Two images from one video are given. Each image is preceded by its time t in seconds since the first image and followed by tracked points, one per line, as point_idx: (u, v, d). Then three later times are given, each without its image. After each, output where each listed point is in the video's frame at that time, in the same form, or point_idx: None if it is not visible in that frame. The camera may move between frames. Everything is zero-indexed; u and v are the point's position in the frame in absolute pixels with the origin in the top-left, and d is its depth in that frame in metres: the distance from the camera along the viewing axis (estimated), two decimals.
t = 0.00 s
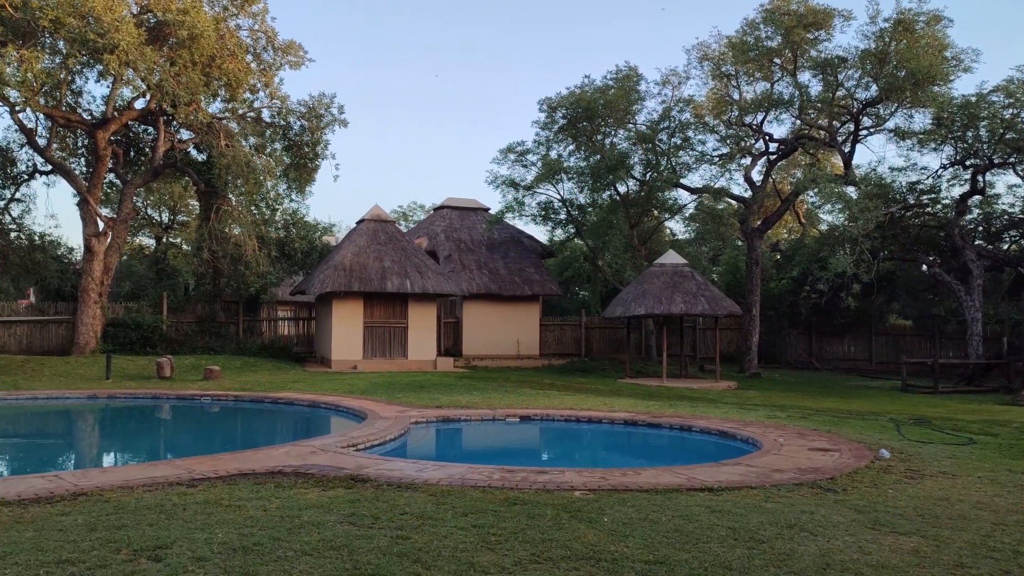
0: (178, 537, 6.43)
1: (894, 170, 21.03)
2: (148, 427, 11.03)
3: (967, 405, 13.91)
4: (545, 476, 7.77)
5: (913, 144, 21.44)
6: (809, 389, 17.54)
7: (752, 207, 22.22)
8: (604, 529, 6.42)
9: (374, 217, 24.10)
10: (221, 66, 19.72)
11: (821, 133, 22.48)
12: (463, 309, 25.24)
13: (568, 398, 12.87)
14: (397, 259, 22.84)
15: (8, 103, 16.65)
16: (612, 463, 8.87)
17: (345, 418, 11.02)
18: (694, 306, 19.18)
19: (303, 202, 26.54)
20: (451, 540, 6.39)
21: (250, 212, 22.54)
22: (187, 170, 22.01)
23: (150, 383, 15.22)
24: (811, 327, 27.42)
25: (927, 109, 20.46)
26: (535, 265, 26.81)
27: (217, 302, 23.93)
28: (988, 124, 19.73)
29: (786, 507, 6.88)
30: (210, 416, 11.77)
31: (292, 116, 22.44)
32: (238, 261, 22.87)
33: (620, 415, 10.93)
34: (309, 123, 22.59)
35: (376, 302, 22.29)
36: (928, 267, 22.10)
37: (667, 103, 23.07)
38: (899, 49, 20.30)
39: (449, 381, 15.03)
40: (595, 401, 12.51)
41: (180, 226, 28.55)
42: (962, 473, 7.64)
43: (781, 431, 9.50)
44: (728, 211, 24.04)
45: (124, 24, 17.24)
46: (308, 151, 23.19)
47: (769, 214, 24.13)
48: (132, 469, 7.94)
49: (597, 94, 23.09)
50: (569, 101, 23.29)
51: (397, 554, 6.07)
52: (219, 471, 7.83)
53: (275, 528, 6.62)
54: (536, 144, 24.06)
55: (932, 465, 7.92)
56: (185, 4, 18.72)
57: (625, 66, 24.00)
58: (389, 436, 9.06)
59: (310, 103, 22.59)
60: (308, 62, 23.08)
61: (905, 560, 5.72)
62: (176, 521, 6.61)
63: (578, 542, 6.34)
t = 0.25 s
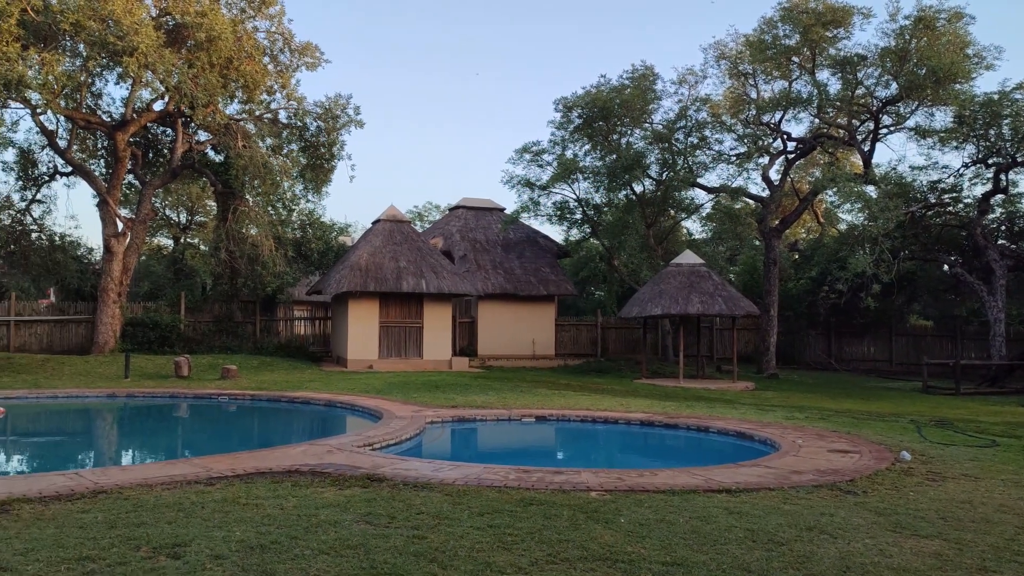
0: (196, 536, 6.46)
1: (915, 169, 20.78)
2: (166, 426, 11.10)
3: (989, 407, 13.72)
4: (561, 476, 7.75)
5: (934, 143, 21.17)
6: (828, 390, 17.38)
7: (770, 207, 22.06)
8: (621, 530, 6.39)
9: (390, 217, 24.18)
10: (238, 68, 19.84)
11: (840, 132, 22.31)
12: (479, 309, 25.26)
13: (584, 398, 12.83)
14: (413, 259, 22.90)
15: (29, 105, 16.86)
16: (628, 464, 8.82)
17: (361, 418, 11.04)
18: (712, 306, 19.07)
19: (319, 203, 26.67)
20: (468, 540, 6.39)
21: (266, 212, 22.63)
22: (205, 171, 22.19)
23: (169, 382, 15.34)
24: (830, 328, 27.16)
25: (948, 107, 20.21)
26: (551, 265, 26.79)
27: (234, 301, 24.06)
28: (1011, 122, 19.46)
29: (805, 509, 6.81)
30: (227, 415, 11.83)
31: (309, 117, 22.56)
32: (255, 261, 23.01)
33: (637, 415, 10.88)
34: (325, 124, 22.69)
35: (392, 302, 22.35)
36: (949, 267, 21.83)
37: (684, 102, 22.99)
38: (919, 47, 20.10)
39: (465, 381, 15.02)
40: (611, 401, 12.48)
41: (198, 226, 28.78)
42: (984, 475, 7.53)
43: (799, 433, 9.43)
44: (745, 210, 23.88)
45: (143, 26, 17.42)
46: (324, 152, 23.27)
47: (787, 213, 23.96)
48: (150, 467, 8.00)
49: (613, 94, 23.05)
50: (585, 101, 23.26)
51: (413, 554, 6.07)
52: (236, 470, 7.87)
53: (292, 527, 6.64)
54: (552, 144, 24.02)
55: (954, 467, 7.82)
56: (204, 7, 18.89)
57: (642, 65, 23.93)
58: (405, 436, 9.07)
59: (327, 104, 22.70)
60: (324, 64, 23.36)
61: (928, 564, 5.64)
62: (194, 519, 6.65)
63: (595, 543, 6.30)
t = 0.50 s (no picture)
0: (216, 534, 6.49)
1: (937, 168, 20.55)
2: (186, 425, 11.18)
3: (1013, 408, 13.55)
4: (579, 476, 7.73)
5: (956, 141, 20.90)
6: (847, 391, 17.24)
7: (790, 206, 21.91)
8: (640, 530, 6.36)
9: (408, 217, 24.22)
10: (257, 69, 19.93)
11: (861, 130, 22.14)
12: (495, 309, 25.27)
13: (602, 398, 12.80)
14: (430, 260, 22.94)
15: (51, 107, 17.04)
16: (647, 464, 8.79)
17: (379, 417, 11.07)
18: (731, 306, 18.97)
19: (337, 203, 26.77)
20: (487, 539, 6.38)
21: (285, 212, 22.74)
22: (223, 171, 22.34)
23: (188, 382, 15.46)
24: (851, 327, 26.82)
25: (971, 105, 19.96)
26: (569, 264, 26.78)
27: (254, 301, 24.29)
28: None
29: (826, 510, 6.75)
30: (245, 415, 11.90)
31: (327, 117, 22.64)
32: (273, 262, 23.14)
33: (655, 415, 10.84)
34: (343, 125, 22.75)
35: (409, 302, 22.38)
36: (972, 266, 21.57)
37: (702, 101, 22.90)
38: (942, 44, 19.96)
39: (482, 381, 15.02)
40: (629, 401, 12.45)
41: (217, 227, 28.97)
42: (1010, 477, 7.43)
43: (820, 434, 9.35)
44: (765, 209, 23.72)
45: (163, 28, 17.55)
46: (342, 152, 23.34)
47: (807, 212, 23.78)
48: (171, 466, 8.06)
49: (631, 93, 23.01)
50: (602, 100, 23.22)
51: (432, 553, 6.07)
52: (256, 469, 7.91)
53: (311, 526, 6.66)
54: (569, 143, 23.99)
55: (978, 469, 7.72)
56: (223, 9, 19.02)
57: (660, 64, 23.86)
58: (423, 435, 9.09)
59: (345, 105, 22.76)
60: (342, 64, 23.30)
61: (952, 566, 5.58)
62: (215, 518, 6.68)
63: (614, 543, 6.28)
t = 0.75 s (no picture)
0: (234, 532, 6.52)
1: (959, 167, 20.31)
2: (204, 423, 11.25)
3: None
4: (596, 477, 7.71)
5: (979, 140, 20.62)
6: (865, 392, 17.09)
7: (808, 206, 21.76)
8: (657, 532, 6.33)
9: (423, 217, 24.27)
10: (274, 70, 20.07)
11: (881, 129, 21.97)
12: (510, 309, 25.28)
13: (618, 399, 12.76)
14: (445, 260, 22.97)
15: (71, 108, 17.20)
16: (663, 466, 8.76)
17: (395, 417, 11.09)
18: (748, 306, 18.88)
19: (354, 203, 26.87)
20: (503, 539, 6.38)
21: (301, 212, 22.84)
22: (241, 171, 22.49)
23: (205, 380, 15.58)
24: (870, 329, 27.01)
25: (993, 104, 19.69)
26: (585, 264, 26.77)
27: (270, 301, 24.31)
28: None
29: (845, 513, 6.70)
30: (262, 414, 11.96)
31: (343, 117, 22.71)
32: (289, 261, 23.22)
33: (672, 416, 10.81)
34: (358, 125, 22.82)
35: (424, 302, 22.42)
36: (994, 267, 21.29)
37: (720, 101, 22.80)
38: (963, 42, 19.77)
39: (498, 381, 15.02)
40: (646, 402, 12.41)
41: (234, 227, 29.12)
42: None
43: (839, 436, 9.28)
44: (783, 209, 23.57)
45: (181, 29, 17.65)
46: (358, 152, 23.41)
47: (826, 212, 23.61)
48: (189, 464, 8.12)
49: (647, 92, 22.95)
50: (619, 100, 23.17)
51: (449, 553, 6.07)
52: (273, 467, 7.96)
53: (328, 525, 6.68)
54: (585, 143, 23.98)
55: (1000, 473, 7.62)
56: (240, 10, 19.12)
57: (677, 63, 23.79)
58: (439, 435, 9.10)
59: (361, 105, 22.83)
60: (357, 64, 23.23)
61: (974, 570, 5.51)
62: (232, 516, 6.72)
63: (631, 544, 6.25)
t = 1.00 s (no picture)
0: (254, 530, 6.56)
1: (986, 165, 19.96)
2: (224, 422, 11.33)
3: None
4: (615, 478, 7.67)
5: (1006, 138, 20.24)
6: (889, 393, 16.87)
7: (830, 205, 21.49)
8: (678, 533, 6.28)
9: (441, 217, 24.32)
10: (293, 71, 20.20)
11: (905, 127, 21.66)
12: (528, 309, 25.28)
13: (637, 399, 12.69)
14: (464, 259, 23.00)
15: (94, 109, 17.39)
16: (682, 467, 8.69)
17: (413, 416, 11.11)
18: (769, 307, 18.72)
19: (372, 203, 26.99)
20: (522, 539, 6.35)
21: (321, 212, 22.82)
22: (261, 172, 22.64)
23: (225, 379, 15.69)
24: (894, 329, 26.45)
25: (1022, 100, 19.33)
26: (603, 264, 26.63)
27: (288, 301, 24.41)
28: None
29: (869, 516, 6.60)
30: (281, 413, 12.02)
31: (362, 118, 22.83)
32: (309, 261, 23.25)
33: (692, 417, 10.74)
34: (377, 125, 22.91)
35: (441, 302, 22.47)
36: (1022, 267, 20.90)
37: (740, 99, 22.60)
38: (991, 38, 19.42)
39: (516, 381, 15.01)
40: (665, 402, 12.36)
41: (254, 227, 29.32)
42: None
43: (862, 437, 9.16)
44: (805, 208, 23.29)
45: (202, 31, 17.79)
46: (377, 153, 23.50)
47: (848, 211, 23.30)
48: (209, 462, 8.18)
49: (667, 91, 22.84)
50: (638, 99, 23.10)
51: (468, 552, 6.05)
52: (292, 466, 7.99)
53: (348, 523, 6.69)
54: (604, 142, 23.93)
55: None
56: (260, 11, 19.24)
57: (697, 61, 23.62)
58: (457, 435, 9.10)
59: (379, 105, 22.91)
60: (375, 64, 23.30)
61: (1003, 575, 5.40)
62: (252, 514, 6.76)
63: (651, 545, 6.21)
